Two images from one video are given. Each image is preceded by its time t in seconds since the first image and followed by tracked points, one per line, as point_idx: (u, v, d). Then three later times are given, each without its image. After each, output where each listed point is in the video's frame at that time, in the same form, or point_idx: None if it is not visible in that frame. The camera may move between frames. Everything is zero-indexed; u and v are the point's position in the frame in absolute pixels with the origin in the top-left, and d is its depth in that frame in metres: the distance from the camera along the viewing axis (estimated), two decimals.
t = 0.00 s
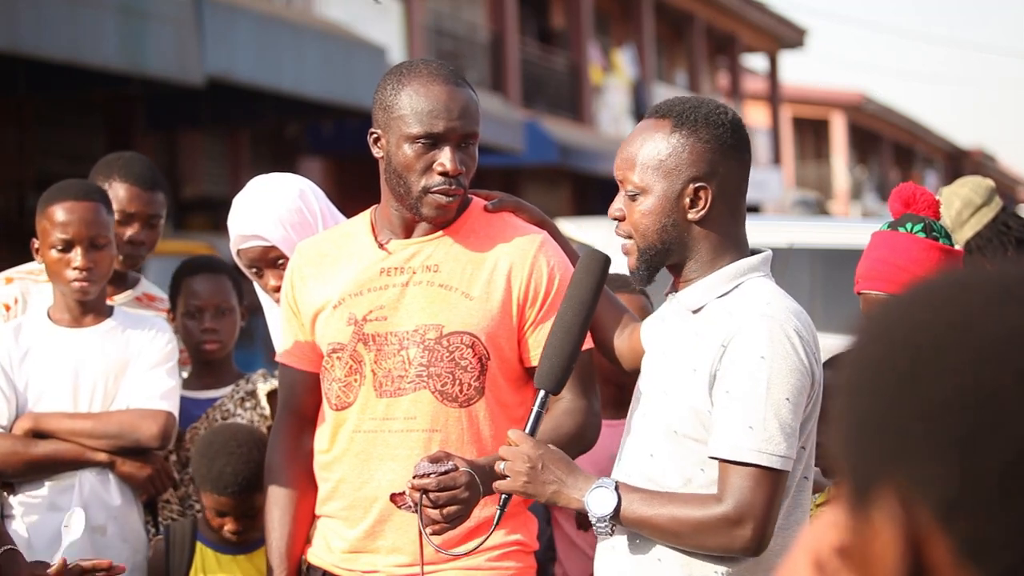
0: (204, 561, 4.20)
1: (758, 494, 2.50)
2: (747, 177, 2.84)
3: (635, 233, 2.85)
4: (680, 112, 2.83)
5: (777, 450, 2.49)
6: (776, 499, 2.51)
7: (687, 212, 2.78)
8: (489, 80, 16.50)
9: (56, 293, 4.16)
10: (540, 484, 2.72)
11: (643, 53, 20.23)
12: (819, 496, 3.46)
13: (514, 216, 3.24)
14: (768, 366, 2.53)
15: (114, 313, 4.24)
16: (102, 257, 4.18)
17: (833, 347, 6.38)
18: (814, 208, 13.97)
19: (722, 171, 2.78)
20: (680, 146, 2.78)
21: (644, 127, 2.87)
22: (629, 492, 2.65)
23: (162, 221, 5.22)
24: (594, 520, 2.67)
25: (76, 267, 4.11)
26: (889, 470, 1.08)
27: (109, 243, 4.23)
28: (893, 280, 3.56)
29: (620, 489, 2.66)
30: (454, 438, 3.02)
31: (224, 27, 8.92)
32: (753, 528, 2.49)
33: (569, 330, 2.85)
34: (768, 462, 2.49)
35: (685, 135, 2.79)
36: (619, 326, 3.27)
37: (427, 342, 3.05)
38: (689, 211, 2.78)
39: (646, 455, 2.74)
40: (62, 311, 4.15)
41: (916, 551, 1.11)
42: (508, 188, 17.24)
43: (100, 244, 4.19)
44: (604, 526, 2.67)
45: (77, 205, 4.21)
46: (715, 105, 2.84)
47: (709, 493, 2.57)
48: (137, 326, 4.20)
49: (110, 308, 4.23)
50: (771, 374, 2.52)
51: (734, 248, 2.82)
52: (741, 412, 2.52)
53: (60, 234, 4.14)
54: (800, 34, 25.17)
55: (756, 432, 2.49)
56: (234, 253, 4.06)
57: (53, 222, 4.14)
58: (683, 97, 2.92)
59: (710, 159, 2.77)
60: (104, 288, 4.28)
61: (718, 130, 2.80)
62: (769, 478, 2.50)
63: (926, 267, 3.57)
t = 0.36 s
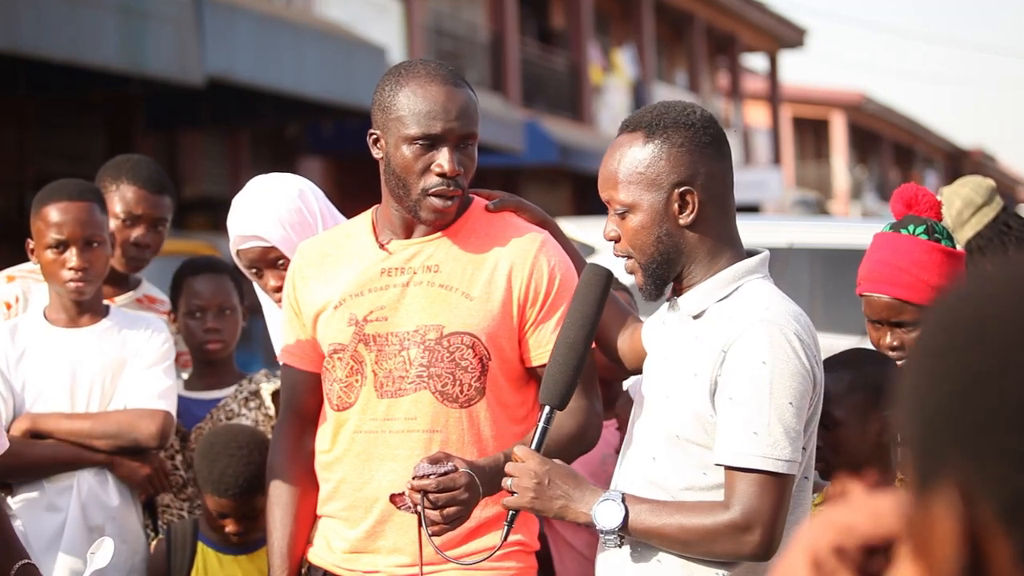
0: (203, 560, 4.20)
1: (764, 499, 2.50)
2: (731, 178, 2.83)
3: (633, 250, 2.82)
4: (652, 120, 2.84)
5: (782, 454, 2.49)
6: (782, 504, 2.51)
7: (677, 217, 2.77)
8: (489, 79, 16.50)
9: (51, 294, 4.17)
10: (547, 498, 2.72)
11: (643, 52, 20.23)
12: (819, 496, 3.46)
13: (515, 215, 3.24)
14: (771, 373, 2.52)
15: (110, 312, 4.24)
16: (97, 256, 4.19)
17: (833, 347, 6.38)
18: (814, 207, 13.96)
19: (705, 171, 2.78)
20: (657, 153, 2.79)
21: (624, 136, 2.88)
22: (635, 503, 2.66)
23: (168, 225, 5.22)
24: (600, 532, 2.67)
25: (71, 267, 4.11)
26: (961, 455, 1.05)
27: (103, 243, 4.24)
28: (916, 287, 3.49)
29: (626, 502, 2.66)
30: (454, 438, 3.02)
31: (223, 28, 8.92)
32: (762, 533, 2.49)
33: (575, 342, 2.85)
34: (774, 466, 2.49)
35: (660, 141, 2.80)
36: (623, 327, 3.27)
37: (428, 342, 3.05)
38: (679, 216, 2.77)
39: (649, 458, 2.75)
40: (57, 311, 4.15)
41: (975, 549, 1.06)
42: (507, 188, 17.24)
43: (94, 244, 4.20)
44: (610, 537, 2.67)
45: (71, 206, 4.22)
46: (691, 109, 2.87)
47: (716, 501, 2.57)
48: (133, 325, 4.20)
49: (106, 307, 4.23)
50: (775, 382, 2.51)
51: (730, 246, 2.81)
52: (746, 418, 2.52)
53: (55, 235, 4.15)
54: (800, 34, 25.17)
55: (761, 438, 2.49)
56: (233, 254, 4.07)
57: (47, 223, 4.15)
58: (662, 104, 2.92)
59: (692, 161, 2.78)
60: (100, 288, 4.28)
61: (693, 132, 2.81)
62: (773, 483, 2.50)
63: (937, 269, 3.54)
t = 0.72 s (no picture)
0: (203, 559, 4.21)
1: (746, 497, 2.50)
2: (734, 181, 2.83)
3: (626, 245, 2.83)
4: (656, 118, 2.83)
5: (769, 452, 2.49)
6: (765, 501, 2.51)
7: (673, 217, 2.77)
8: (489, 79, 16.50)
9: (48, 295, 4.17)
10: (534, 488, 2.74)
11: (643, 52, 20.21)
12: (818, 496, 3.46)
13: (516, 216, 3.24)
14: (760, 370, 2.52)
15: (108, 312, 4.23)
16: (95, 258, 4.19)
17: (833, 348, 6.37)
18: (814, 207, 13.95)
19: (706, 172, 2.77)
20: (658, 153, 2.78)
21: (629, 133, 2.87)
22: (620, 495, 2.68)
23: (172, 229, 5.21)
24: (584, 525, 2.69)
25: (69, 268, 4.11)
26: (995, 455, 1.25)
27: (101, 244, 4.23)
28: (925, 287, 3.45)
29: (612, 492, 2.69)
30: (456, 438, 3.02)
31: (223, 27, 8.92)
32: (741, 530, 2.49)
33: (568, 335, 2.86)
34: (762, 464, 2.49)
35: (662, 141, 2.79)
36: (625, 327, 3.26)
37: (430, 342, 3.05)
38: (675, 215, 2.77)
39: (646, 457, 2.74)
40: (55, 311, 4.15)
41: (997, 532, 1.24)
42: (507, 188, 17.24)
43: (92, 245, 4.20)
44: (595, 529, 2.69)
45: (68, 207, 4.22)
46: (697, 108, 2.84)
47: (699, 498, 2.57)
48: (131, 326, 4.20)
49: (104, 307, 4.23)
50: (764, 377, 2.51)
51: (728, 250, 2.82)
52: (733, 415, 2.52)
53: (52, 236, 4.15)
54: (799, 34, 25.16)
55: (747, 435, 2.49)
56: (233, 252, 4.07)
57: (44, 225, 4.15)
58: (669, 100, 2.91)
59: (689, 162, 2.77)
60: (98, 289, 4.28)
61: (696, 134, 2.80)
62: (758, 481, 2.50)
63: (945, 269, 3.48)
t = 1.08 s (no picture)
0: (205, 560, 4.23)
1: (703, 483, 2.50)
2: (748, 186, 2.79)
3: (618, 219, 2.86)
4: (673, 115, 2.80)
5: (736, 444, 2.49)
6: (723, 488, 2.51)
7: (659, 208, 2.77)
8: (489, 80, 16.50)
9: (46, 296, 4.17)
10: (502, 441, 2.72)
11: (643, 52, 20.20)
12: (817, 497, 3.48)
13: (516, 216, 3.24)
14: (733, 357, 2.53)
15: (105, 312, 4.23)
16: (92, 258, 4.19)
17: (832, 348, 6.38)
18: (814, 207, 13.95)
19: (700, 174, 2.73)
20: (664, 146, 2.77)
21: (646, 126, 2.85)
22: (582, 461, 2.66)
23: (170, 229, 5.21)
24: (544, 485, 2.67)
25: (66, 269, 4.11)
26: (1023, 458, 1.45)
27: (97, 244, 4.24)
28: (930, 278, 3.44)
29: (575, 457, 2.67)
30: (456, 438, 3.03)
31: (223, 27, 8.92)
32: (688, 513, 2.49)
33: (540, 321, 2.85)
34: (728, 454, 2.49)
35: (674, 136, 2.77)
36: (625, 327, 3.26)
37: (430, 342, 3.05)
38: (662, 207, 2.77)
39: (636, 454, 2.73)
40: (52, 311, 4.15)
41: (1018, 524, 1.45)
42: (507, 188, 17.24)
43: (88, 245, 4.20)
44: (556, 491, 2.66)
45: (65, 207, 4.22)
46: (723, 111, 2.79)
47: (653, 476, 2.58)
48: (128, 326, 4.19)
49: (101, 307, 4.23)
50: (736, 366, 2.53)
51: (723, 248, 2.77)
52: (700, 403, 2.53)
53: (49, 238, 4.15)
54: (799, 34, 25.15)
55: (713, 422, 2.50)
56: (233, 243, 4.07)
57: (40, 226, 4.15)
58: (695, 98, 2.86)
59: (691, 162, 2.74)
60: (95, 289, 4.28)
61: (709, 136, 2.75)
62: (717, 469, 2.50)
63: (951, 264, 3.47)
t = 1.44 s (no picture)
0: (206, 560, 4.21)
1: (689, 479, 2.50)
2: (744, 186, 2.78)
3: (616, 219, 2.87)
4: (669, 115, 2.79)
5: (725, 443, 2.48)
6: (708, 487, 2.51)
7: (654, 208, 2.77)
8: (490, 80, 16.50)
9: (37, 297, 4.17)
10: (495, 424, 2.75)
11: (643, 53, 20.20)
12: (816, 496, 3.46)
13: (514, 217, 3.23)
14: (724, 357, 2.53)
15: (97, 311, 4.23)
16: (82, 259, 4.19)
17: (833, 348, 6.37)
18: (813, 207, 13.93)
19: (694, 173, 2.73)
20: (660, 147, 2.77)
21: (642, 126, 2.85)
22: (572, 451, 2.67)
23: (168, 229, 5.20)
24: (533, 470, 2.69)
25: (58, 271, 4.10)
26: None
27: (87, 245, 4.25)
28: (944, 267, 3.53)
29: (565, 445, 2.69)
30: (453, 439, 3.02)
31: (223, 27, 8.92)
32: (669, 509, 2.49)
33: (535, 320, 2.85)
34: (715, 452, 2.49)
35: (669, 137, 2.76)
36: (622, 327, 3.26)
37: (427, 342, 3.05)
38: (657, 207, 2.76)
39: (632, 455, 2.72)
40: (45, 312, 4.15)
41: None
42: (507, 187, 17.24)
43: (78, 246, 4.21)
44: (543, 477, 2.69)
45: (52, 210, 4.26)
46: (717, 111, 2.78)
47: (638, 470, 2.58)
48: (121, 325, 4.18)
49: (93, 307, 4.22)
50: (727, 365, 2.53)
51: (720, 248, 2.77)
52: (691, 401, 2.53)
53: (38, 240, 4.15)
54: (799, 34, 25.14)
55: (703, 420, 2.50)
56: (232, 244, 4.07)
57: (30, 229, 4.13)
58: (692, 98, 2.85)
59: (685, 162, 2.73)
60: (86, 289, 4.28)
61: (703, 136, 2.75)
62: (705, 467, 2.50)
63: (957, 251, 3.57)
